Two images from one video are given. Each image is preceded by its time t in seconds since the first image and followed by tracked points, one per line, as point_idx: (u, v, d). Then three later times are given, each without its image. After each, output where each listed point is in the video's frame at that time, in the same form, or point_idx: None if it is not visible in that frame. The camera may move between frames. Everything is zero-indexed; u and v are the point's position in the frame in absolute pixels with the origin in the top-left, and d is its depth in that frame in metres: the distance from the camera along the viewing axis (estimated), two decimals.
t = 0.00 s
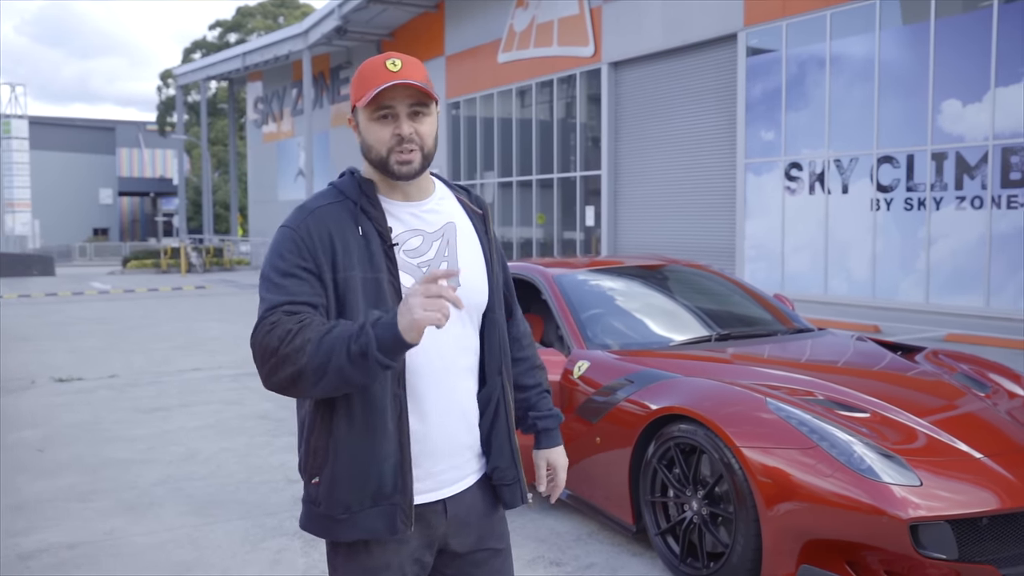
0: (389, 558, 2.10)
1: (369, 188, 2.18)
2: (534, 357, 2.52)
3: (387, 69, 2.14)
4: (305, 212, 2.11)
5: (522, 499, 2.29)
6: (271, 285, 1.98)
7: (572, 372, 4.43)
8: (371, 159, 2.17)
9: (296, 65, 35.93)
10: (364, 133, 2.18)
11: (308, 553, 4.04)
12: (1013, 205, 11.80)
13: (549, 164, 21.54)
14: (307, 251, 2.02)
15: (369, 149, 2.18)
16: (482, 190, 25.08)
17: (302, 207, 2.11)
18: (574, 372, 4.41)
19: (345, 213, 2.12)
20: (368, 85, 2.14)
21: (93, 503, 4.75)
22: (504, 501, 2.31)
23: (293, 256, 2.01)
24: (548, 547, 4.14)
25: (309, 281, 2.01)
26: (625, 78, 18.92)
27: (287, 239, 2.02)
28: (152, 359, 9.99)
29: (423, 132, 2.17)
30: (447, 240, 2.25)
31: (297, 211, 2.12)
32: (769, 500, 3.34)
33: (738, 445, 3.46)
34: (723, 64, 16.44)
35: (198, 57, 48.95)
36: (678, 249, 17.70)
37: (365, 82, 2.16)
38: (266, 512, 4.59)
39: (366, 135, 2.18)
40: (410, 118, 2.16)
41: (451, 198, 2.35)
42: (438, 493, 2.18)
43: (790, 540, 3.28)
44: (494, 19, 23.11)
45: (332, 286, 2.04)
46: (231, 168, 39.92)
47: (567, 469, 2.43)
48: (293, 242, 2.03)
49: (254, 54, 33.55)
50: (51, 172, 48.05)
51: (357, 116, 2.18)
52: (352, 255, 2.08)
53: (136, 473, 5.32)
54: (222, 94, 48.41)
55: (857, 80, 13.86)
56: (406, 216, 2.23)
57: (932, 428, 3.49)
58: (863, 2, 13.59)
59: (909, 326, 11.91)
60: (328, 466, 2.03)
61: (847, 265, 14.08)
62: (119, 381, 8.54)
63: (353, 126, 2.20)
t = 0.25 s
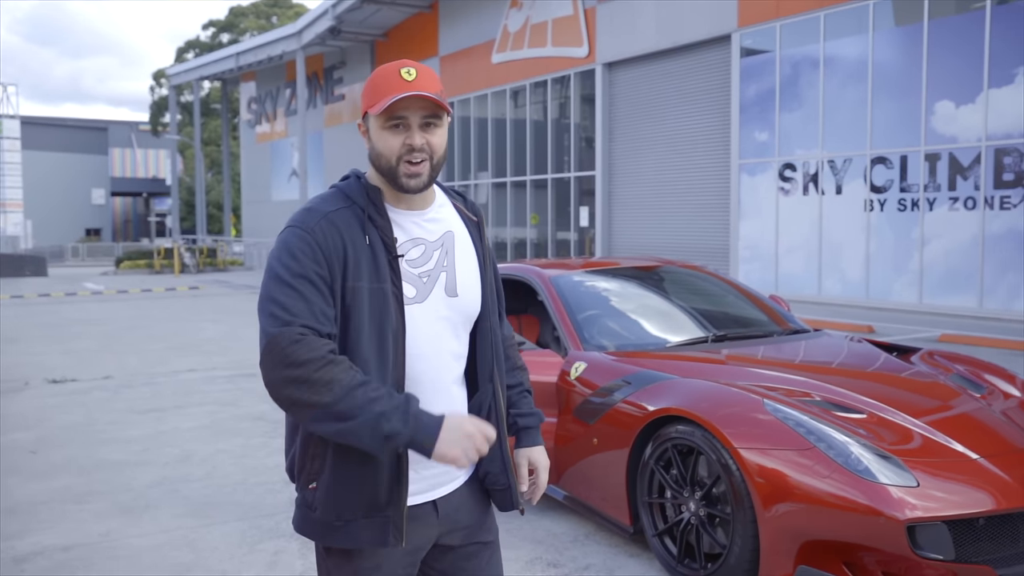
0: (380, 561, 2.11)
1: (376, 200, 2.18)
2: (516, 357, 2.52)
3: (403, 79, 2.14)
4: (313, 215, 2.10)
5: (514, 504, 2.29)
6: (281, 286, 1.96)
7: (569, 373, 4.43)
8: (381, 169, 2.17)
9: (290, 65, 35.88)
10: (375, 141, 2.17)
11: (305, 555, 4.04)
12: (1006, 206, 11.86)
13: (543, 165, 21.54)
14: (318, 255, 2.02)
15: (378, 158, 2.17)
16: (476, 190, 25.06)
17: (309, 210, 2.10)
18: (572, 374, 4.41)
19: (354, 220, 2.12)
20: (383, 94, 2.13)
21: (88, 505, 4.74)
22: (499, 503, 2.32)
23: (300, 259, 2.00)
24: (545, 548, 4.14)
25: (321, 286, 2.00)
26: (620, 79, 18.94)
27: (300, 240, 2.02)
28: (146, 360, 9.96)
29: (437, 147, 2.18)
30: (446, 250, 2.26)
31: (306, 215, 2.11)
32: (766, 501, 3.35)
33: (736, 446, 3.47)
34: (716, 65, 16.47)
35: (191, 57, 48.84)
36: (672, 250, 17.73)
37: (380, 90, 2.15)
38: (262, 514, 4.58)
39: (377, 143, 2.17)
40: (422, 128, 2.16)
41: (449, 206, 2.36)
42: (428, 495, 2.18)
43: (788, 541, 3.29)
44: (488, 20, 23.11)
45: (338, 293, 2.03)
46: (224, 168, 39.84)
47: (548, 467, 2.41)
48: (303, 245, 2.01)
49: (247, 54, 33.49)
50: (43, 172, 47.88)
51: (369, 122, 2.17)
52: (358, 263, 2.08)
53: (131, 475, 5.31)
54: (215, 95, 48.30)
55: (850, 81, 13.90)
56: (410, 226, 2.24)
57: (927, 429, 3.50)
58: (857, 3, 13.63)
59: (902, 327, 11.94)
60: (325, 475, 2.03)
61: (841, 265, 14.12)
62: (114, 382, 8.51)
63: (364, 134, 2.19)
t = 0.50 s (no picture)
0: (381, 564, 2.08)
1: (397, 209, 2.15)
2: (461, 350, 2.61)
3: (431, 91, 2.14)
4: (341, 222, 1.98)
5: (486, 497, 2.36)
6: (324, 317, 1.87)
7: (565, 374, 4.43)
8: (404, 179, 2.15)
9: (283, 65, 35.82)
10: (400, 151, 2.15)
11: (301, 557, 4.04)
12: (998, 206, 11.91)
13: (537, 165, 21.54)
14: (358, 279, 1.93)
15: (401, 168, 2.16)
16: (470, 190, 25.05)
17: (346, 219, 1.98)
18: (568, 376, 4.41)
19: (384, 232, 2.04)
20: (411, 105, 2.12)
21: (84, 507, 4.73)
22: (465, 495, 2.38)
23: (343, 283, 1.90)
24: (541, 549, 4.14)
25: (359, 314, 1.93)
26: (613, 79, 18.96)
27: (339, 263, 1.90)
28: (140, 361, 9.93)
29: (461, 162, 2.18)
30: (445, 256, 2.28)
31: (333, 221, 1.98)
32: (762, 502, 3.35)
33: (732, 447, 3.48)
34: (710, 65, 16.50)
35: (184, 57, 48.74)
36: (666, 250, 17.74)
37: (408, 100, 2.14)
38: (258, 516, 4.58)
39: (402, 154, 2.15)
40: (449, 144, 2.16)
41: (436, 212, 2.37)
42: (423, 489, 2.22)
43: (784, 542, 3.29)
44: (482, 20, 23.10)
45: (375, 319, 1.99)
46: (217, 168, 39.76)
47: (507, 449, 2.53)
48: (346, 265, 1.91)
49: (240, 54, 33.43)
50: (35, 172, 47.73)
51: (392, 133, 2.15)
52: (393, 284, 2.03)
53: (126, 476, 5.30)
54: (208, 94, 48.19)
55: (843, 81, 13.93)
56: (421, 235, 2.24)
57: (921, 429, 3.52)
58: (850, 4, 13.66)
59: (896, 327, 11.96)
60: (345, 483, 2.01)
61: (834, 265, 14.15)
62: (108, 383, 8.49)
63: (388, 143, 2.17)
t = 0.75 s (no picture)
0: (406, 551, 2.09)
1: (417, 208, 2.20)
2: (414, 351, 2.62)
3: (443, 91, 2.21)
4: (350, 217, 1.99)
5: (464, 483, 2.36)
6: (355, 308, 1.87)
7: (562, 375, 4.43)
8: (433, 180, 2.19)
9: (277, 64, 35.77)
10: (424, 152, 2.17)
11: (298, 558, 4.04)
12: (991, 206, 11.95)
13: (531, 165, 21.53)
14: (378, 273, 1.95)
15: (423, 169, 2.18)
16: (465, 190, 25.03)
17: (358, 219, 1.98)
18: (564, 377, 4.41)
19: (391, 231, 2.05)
20: (434, 107, 2.15)
21: (79, 508, 4.72)
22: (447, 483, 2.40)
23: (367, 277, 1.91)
24: (539, 549, 4.15)
25: (379, 306, 1.95)
26: (608, 79, 18.98)
27: (361, 257, 1.91)
28: (136, 362, 9.91)
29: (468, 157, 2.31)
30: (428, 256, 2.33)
31: (345, 218, 1.98)
32: (759, 502, 3.36)
33: (729, 447, 3.49)
34: (705, 65, 16.52)
35: (178, 57, 48.63)
36: (661, 250, 17.75)
37: (424, 103, 2.16)
38: (255, 517, 4.58)
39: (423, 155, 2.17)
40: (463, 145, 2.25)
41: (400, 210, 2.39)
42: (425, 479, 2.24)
43: (780, 542, 3.31)
44: (477, 20, 23.10)
45: (392, 312, 2.01)
46: (211, 168, 39.68)
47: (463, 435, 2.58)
48: (366, 262, 1.92)
49: (234, 53, 33.37)
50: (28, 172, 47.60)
51: (419, 135, 2.15)
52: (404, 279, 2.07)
53: (122, 477, 5.29)
54: (202, 94, 48.08)
55: (837, 82, 13.97)
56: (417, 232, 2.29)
57: (918, 429, 3.53)
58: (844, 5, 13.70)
59: (890, 326, 11.98)
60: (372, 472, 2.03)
61: (829, 265, 14.19)
62: (103, 384, 8.47)
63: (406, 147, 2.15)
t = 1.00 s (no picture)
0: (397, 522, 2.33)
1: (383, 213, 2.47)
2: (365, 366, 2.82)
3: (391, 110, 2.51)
4: (347, 221, 2.23)
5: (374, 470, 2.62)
6: (380, 300, 2.13)
7: (560, 375, 4.43)
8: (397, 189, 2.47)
9: (274, 64, 35.73)
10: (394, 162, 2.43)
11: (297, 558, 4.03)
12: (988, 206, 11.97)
13: (529, 165, 21.51)
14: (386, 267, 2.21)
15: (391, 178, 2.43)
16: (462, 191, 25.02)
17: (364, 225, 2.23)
18: (564, 376, 4.41)
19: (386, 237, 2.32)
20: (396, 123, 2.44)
21: (77, 508, 4.71)
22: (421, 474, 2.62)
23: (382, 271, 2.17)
24: (538, 549, 4.15)
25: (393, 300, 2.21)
26: (605, 79, 18.99)
27: (375, 253, 2.17)
28: (132, 362, 9.89)
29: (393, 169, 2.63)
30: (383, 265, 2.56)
31: (347, 222, 2.22)
32: (758, 501, 3.36)
33: (728, 447, 3.48)
34: (702, 65, 16.53)
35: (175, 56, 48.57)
36: (658, 249, 17.74)
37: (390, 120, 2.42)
38: (253, 517, 4.57)
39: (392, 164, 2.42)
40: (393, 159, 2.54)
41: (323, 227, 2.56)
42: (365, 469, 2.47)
43: (779, 542, 3.31)
44: (474, 20, 23.09)
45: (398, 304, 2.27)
46: (208, 168, 39.63)
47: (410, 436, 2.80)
48: (379, 257, 2.18)
49: (231, 53, 33.33)
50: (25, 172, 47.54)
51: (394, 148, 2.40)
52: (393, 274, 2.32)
53: (120, 477, 5.28)
54: (199, 94, 48.03)
55: (834, 82, 13.98)
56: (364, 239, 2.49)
57: (915, 428, 3.53)
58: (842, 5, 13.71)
59: (887, 327, 11.99)
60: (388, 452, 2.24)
61: (826, 265, 14.20)
62: (100, 384, 8.45)
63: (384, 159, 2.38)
